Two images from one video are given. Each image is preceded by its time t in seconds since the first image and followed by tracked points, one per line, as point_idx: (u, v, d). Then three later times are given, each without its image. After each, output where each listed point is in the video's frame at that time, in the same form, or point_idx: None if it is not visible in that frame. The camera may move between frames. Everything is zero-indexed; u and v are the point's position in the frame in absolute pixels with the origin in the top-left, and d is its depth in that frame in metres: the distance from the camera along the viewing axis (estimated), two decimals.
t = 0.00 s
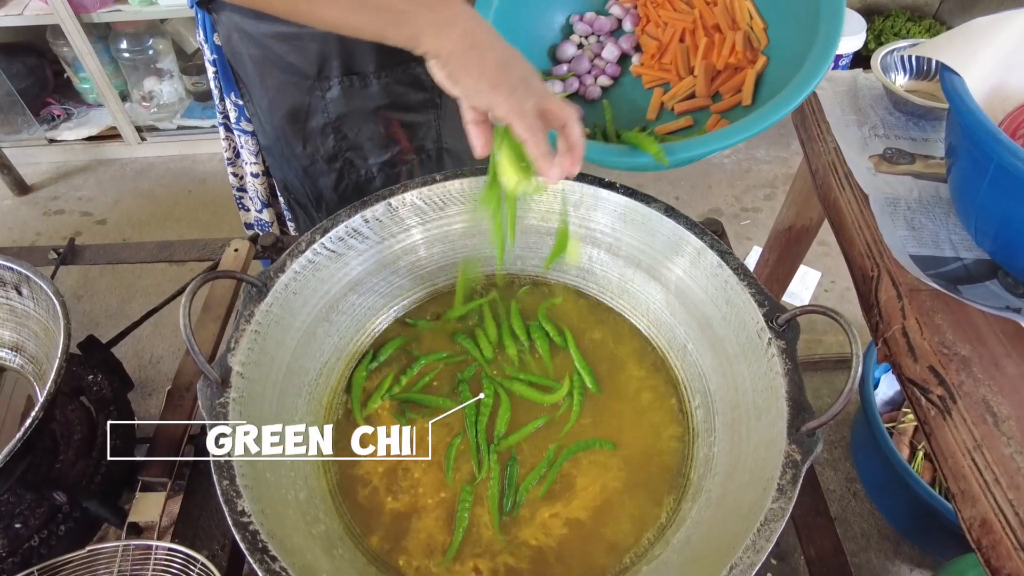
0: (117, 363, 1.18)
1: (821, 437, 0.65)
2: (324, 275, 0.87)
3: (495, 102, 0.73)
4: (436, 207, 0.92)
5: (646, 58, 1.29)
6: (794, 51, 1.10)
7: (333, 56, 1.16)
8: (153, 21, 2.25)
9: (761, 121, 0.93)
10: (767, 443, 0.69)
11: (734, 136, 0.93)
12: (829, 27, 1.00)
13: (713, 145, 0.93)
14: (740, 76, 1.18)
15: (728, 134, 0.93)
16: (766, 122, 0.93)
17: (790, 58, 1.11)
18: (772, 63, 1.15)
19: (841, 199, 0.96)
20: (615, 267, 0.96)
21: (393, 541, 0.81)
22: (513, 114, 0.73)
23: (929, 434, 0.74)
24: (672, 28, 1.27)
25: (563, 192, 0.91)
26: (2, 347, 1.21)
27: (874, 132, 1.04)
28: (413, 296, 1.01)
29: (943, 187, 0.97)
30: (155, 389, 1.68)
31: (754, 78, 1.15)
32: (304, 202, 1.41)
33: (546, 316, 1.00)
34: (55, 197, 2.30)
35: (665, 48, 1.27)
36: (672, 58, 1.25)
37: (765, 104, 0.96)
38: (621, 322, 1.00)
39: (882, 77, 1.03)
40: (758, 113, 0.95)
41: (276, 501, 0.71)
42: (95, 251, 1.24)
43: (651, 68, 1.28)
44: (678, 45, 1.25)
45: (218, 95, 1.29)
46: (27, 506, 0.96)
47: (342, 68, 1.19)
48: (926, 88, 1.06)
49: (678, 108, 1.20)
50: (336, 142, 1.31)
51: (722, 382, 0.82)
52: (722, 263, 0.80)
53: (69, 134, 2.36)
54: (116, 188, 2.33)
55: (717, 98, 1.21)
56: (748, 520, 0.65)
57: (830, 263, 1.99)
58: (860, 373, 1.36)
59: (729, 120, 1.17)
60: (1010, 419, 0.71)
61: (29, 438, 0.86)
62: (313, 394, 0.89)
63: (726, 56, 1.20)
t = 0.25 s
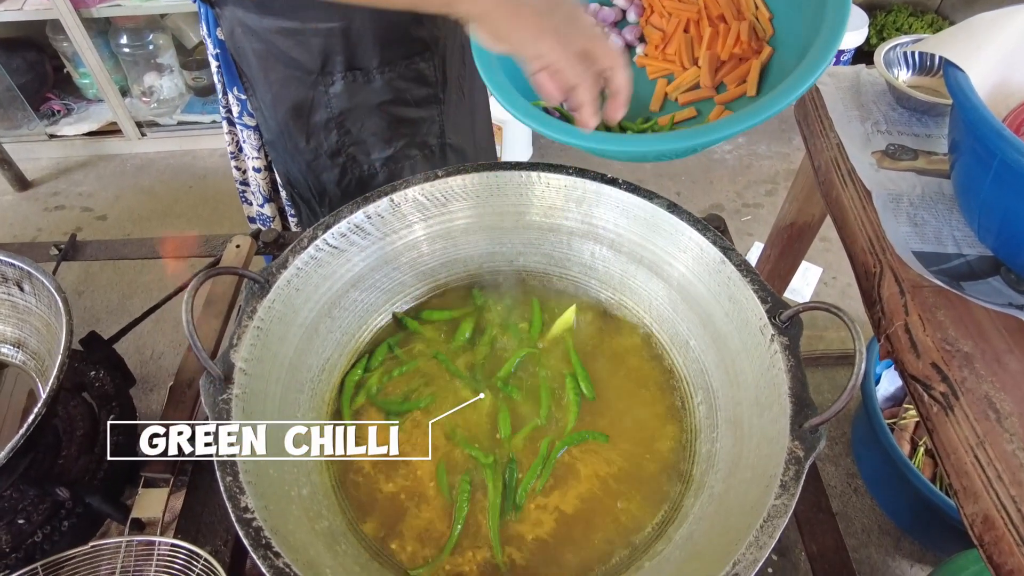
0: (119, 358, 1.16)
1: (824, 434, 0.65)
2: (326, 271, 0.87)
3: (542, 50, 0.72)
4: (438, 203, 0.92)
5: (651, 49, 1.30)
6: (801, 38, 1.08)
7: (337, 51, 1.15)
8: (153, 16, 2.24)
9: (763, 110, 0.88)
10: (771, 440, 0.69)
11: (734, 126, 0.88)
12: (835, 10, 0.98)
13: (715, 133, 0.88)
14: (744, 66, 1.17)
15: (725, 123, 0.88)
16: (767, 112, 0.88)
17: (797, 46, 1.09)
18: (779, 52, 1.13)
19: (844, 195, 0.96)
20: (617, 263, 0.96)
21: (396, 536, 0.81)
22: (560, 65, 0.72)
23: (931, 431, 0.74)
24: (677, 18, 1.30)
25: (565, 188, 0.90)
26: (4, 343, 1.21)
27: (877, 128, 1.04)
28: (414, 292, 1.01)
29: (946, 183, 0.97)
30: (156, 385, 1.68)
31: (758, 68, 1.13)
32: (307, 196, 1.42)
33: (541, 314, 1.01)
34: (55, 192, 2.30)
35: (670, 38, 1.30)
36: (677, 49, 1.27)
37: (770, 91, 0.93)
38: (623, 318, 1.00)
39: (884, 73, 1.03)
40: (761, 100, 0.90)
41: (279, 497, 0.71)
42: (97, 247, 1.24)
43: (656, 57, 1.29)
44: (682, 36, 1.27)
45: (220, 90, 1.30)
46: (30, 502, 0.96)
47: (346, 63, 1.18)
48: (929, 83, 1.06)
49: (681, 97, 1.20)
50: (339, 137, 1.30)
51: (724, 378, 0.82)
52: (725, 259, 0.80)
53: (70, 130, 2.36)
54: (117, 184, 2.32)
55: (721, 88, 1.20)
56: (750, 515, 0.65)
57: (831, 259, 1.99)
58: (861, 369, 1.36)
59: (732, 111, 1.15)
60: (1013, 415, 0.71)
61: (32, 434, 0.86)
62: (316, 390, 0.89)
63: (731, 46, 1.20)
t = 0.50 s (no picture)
0: (122, 354, 1.16)
1: (826, 430, 0.65)
2: (329, 268, 0.87)
3: (611, 77, 0.87)
4: (440, 199, 0.92)
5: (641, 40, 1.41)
6: (790, 29, 1.06)
7: (342, 47, 1.15)
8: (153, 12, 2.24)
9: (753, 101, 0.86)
10: (773, 436, 0.69)
11: (728, 116, 0.84)
12: None
13: (707, 121, 0.84)
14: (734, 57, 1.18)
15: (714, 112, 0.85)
16: (755, 105, 0.86)
17: (787, 37, 1.07)
18: (768, 43, 1.11)
19: (846, 191, 0.96)
20: (620, 260, 0.96)
21: (399, 532, 0.81)
22: (629, 86, 0.86)
23: (934, 427, 0.75)
24: (666, 9, 1.38)
25: (568, 184, 0.90)
26: (7, 339, 1.21)
27: (879, 125, 1.04)
28: (416, 288, 1.01)
29: (948, 179, 0.97)
30: (158, 381, 1.69)
31: (748, 60, 1.12)
32: (313, 192, 1.41)
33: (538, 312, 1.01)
34: (56, 188, 2.30)
35: (658, 28, 1.40)
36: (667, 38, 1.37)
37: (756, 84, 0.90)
38: (625, 313, 1.00)
39: (887, 69, 1.03)
40: (749, 91, 0.88)
41: (282, 493, 0.71)
42: (99, 243, 1.24)
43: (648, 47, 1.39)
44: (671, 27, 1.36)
45: (225, 87, 1.29)
46: (33, 498, 0.95)
47: (351, 59, 1.18)
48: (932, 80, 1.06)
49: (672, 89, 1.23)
50: (344, 134, 1.31)
51: (726, 375, 0.82)
52: (727, 256, 0.80)
53: (70, 126, 2.35)
54: (117, 180, 2.32)
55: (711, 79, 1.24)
56: (753, 511, 0.65)
57: (833, 255, 1.99)
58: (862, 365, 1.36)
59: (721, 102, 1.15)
60: (1015, 411, 0.71)
61: (36, 430, 0.86)
62: (318, 386, 0.89)
63: (721, 37, 1.21)
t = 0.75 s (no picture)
0: (121, 352, 1.16)
1: (823, 428, 0.66)
2: (328, 266, 0.87)
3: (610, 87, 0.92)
4: (439, 198, 0.92)
5: (639, 31, 1.34)
6: (789, 21, 1.08)
7: (347, 45, 1.15)
8: (153, 9, 2.24)
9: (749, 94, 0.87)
10: (771, 434, 0.69)
11: (724, 107, 0.86)
12: None
13: (704, 115, 0.86)
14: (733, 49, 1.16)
15: (710, 106, 0.86)
16: (751, 97, 0.87)
17: (786, 30, 1.08)
18: (767, 36, 1.13)
19: (845, 190, 0.96)
20: (619, 258, 0.96)
21: (397, 529, 0.81)
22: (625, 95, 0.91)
23: (931, 425, 0.75)
24: None
25: (567, 182, 0.91)
26: (7, 336, 1.22)
27: (879, 123, 1.04)
28: (416, 286, 1.01)
29: (947, 178, 0.97)
30: (159, 378, 1.69)
31: (747, 52, 1.12)
32: (318, 192, 1.41)
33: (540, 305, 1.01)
34: (56, 186, 2.30)
35: (657, 21, 1.31)
36: (665, 32, 1.29)
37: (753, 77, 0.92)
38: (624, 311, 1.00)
39: (886, 67, 1.03)
40: (746, 84, 0.89)
41: (282, 490, 0.71)
42: (99, 241, 1.24)
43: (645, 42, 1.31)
44: (670, 19, 1.28)
45: (229, 90, 1.30)
46: (34, 494, 0.95)
47: (356, 57, 1.18)
48: (932, 78, 1.06)
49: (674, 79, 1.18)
50: (349, 133, 1.31)
51: (725, 373, 0.82)
52: (725, 255, 0.80)
53: (70, 124, 2.36)
54: (117, 177, 2.32)
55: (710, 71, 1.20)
56: (751, 508, 0.65)
57: (832, 253, 1.99)
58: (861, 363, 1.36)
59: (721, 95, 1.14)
60: (1013, 409, 0.72)
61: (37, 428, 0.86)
62: (318, 383, 0.89)
63: (719, 29, 1.20)
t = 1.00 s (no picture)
0: (122, 349, 1.16)
1: (821, 425, 0.66)
2: (328, 263, 0.87)
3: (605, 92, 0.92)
4: (439, 195, 0.92)
5: (640, 29, 1.37)
6: (788, 19, 1.08)
7: (348, 42, 1.15)
8: (153, 7, 2.25)
9: (748, 92, 0.87)
10: (769, 431, 0.70)
11: (722, 105, 0.87)
12: None
13: (702, 112, 0.86)
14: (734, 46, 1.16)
15: (709, 104, 0.86)
16: (750, 95, 0.87)
17: (785, 28, 1.08)
18: (767, 33, 1.13)
19: (844, 187, 0.96)
20: (618, 255, 0.96)
21: (397, 525, 0.81)
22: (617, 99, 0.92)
23: (929, 422, 0.75)
24: None
25: (566, 179, 0.91)
26: (8, 333, 1.22)
27: (878, 121, 1.04)
28: (416, 283, 1.02)
29: (946, 175, 0.97)
30: (159, 375, 1.69)
31: (748, 48, 1.12)
32: (318, 190, 1.41)
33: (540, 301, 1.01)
34: (56, 184, 2.30)
35: (658, 19, 1.34)
36: (666, 30, 1.31)
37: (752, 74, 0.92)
38: (624, 308, 1.00)
39: (886, 64, 1.03)
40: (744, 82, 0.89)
41: (282, 486, 0.72)
42: (99, 238, 1.25)
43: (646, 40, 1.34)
44: (670, 18, 1.30)
45: (229, 87, 1.30)
46: (34, 492, 0.97)
47: (357, 55, 1.18)
48: (931, 76, 1.06)
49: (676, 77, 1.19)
50: (350, 131, 1.31)
51: (724, 370, 0.83)
52: (725, 252, 0.80)
53: (71, 121, 2.36)
54: (117, 175, 2.32)
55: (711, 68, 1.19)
56: (749, 505, 0.66)
57: (832, 251, 1.99)
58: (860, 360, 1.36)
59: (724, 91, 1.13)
60: (1010, 407, 0.72)
61: (39, 424, 0.87)
62: (318, 380, 0.90)
63: (720, 26, 1.20)
